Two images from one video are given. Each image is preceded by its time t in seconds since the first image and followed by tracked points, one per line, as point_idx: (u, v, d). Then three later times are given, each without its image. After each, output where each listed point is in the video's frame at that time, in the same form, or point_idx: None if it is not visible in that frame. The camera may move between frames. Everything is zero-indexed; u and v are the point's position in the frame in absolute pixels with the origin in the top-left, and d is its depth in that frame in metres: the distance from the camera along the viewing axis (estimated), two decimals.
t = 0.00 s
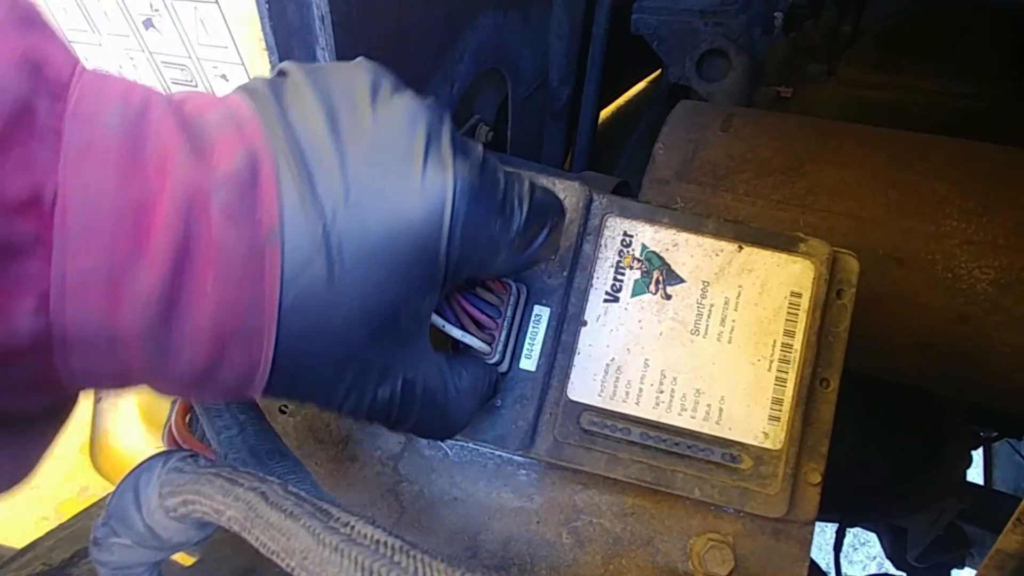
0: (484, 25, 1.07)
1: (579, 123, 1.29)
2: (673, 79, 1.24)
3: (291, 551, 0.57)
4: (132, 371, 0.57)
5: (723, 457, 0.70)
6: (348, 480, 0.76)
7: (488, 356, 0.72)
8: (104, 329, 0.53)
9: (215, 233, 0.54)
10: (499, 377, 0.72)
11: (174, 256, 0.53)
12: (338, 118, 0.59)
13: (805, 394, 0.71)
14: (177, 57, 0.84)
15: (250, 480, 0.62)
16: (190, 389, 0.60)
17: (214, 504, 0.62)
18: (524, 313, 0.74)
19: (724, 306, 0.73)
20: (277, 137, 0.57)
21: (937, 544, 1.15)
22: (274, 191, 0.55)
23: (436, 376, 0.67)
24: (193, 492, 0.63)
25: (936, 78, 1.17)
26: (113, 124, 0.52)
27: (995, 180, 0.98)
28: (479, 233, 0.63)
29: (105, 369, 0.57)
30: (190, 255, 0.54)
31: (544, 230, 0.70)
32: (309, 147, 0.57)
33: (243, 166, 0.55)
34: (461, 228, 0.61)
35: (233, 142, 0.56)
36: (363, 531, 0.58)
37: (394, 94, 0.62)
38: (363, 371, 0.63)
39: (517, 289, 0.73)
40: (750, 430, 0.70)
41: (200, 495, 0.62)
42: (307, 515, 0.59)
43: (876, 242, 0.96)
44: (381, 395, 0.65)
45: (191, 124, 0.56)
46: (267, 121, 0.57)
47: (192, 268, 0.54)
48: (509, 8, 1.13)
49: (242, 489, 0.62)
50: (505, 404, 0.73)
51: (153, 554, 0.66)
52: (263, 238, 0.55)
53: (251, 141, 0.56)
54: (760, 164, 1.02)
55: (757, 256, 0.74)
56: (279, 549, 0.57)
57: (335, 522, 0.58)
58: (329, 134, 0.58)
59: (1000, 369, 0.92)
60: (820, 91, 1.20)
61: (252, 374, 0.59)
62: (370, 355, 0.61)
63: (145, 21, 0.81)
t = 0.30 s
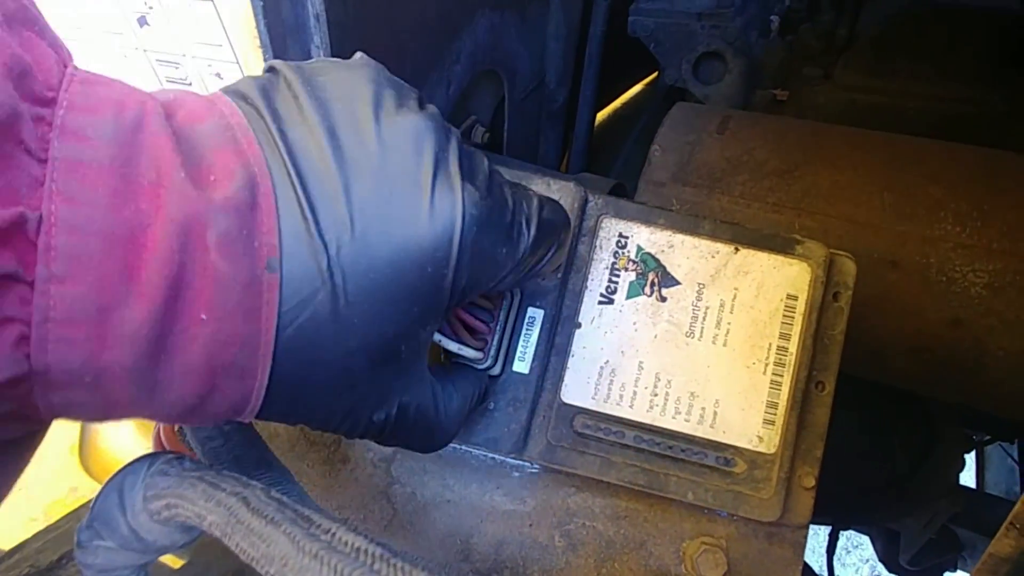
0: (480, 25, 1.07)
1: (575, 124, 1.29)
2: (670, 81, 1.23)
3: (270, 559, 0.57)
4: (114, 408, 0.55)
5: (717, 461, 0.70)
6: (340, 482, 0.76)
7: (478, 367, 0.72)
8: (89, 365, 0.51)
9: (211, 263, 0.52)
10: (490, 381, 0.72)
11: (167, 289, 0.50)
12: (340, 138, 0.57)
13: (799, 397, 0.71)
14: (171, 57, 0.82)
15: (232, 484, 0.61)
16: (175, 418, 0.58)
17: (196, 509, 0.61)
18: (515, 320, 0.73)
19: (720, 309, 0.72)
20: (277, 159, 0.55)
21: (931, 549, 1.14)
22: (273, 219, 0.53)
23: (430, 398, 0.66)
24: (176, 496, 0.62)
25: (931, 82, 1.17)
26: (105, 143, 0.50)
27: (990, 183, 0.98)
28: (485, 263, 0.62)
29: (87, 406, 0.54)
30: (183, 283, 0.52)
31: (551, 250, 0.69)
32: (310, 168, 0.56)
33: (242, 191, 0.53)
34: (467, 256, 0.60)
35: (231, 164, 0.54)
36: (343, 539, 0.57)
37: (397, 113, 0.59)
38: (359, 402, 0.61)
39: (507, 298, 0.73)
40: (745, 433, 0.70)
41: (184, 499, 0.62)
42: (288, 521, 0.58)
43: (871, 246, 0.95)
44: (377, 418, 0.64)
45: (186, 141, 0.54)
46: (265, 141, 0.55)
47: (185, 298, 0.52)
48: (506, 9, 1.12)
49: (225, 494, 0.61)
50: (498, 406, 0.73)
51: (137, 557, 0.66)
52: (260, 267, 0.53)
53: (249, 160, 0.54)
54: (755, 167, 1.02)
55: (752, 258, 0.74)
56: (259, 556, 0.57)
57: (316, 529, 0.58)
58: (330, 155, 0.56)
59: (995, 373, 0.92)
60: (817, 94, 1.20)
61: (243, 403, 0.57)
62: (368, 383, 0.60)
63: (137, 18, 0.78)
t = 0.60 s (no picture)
0: (477, 23, 1.05)
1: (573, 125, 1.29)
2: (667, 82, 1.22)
3: (251, 564, 0.55)
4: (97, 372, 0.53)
5: (715, 465, 0.69)
6: (330, 485, 0.74)
7: (473, 364, 0.70)
8: (72, 317, 0.49)
9: (202, 215, 0.50)
10: (484, 381, 0.71)
11: (156, 236, 0.49)
12: (336, 104, 0.57)
13: (799, 400, 0.70)
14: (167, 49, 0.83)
15: (214, 486, 0.59)
16: (160, 395, 0.56)
17: (176, 510, 0.59)
18: (511, 317, 0.72)
19: (719, 310, 0.71)
20: (272, 120, 0.54)
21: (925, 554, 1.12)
22: (268, 174, 0.52)
23: (428, 385, 0.65)
24: (155, 498, 0.60)
25: (930, 86, 1.17)
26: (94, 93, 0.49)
27: (990, 187, 0.97)
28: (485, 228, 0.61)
29: (69, 367, 0.52)
30: (173, 235, 0.50)
31: (549, 224, 0.70)
32: (307, 131, 0.55)
33: (235, 146, 0.52)
34: (467, 220, 0.59)
35: (223, 122, 0.53)
36: (329, 545, 0.56)
37: (392, 79, 0.60)
38: (354, 379, 0.60)
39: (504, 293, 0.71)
40: (743, 436, 0.69)
41: (164, 501, 0.60)
42: (271, 525, 0.56)
43: (871, 248, 0.95)
44: (373, 402, 0.63)
45: (178, 101, 0.53)
46: (260, 102, 0.55)
47: (174, 254, 0.51)
48: (504, 8, 1.11)
49: (206, 496, 0.59)
50: (493, 407, 0.71)
51: (116, 559, 0.64)
52: (254, 223, 0.52)
53: (243, 119, 0.54)
54: (754, 169, 1.01)
55: (752, 259, 0.73)
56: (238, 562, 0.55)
57: (301, 534, 0.56)
58: (328, 118, 0.56)
59: (995, 378, 0.91)
60: (815, 97, 1.19)
61: (232, 378, 0.55)
62: (365, 359, 0.59)
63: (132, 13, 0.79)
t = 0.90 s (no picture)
0: (474, 23, 1.06)
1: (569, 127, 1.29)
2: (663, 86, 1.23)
3: (236, 533, 0.56)
4: (86, 298, 0.53)
5: (707, 460, 0.69)
6: (321, 479, 0.74)
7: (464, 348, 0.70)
8: (64, 239, 0.50)
9: (197, 148, 0.52)
10: (476, 370, 0.70)
11: (149, 162, 0.51)
12: (327, 63, 0.60)
13: (792, 396, 0.70)
14: None
15: (199, 458, 0.60)
16: (147, 330, 0.58)
17: (159, 485, 0.59)
18: (502, 311, 0.72)
19: (711, 304, 0.71)
20: (269, 75, 0.58)
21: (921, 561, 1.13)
22: (260, 117, 0.55)
23: (415, 349, 0.65)
24: (139, 474, 0.60)
25: (924, 90, 1.17)
26: (96, 29, 0.50)
27: (983, 189, 0.98)
28: (470, 183, 0.63)
29: (56, 294, 0.53)
30: (166, 167, 0.52)
31: (536, 188, 0.69)
32: (301, 84, 0.58)
33: (229, 90, 0.55)
34: (452, 171, 0.61)
35: (220, 70, 0.56)
36: (316, 513, 0.58)
37: (384, 45, 0.64)
38: (338, 328, 0.61)
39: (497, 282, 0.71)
40: (736, 431, 0.69)
41: (147, 477, 0.60)
42: (257, 494, 0.58)
43: (863, 247, 0.95)
44: (355, 364, 0.63)
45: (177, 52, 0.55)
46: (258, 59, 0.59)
47: (167, 183, 0.52)
48: (501, 8, 1.11)
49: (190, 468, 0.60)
50: (484, 400, 0.71)
51: (99, 542, 0.63)
52: (245, 160, 0.54)
53: (240, 70, 0.57)
54: (748, 169, 1.01)
55: (745, 255, 0.73)
56: (224, 531, 0.56)
57: (287, 503, 0.58)
58: (321, 74, 0.59)
59: (988, 378, 0.91)
60: (809, 102, 1.20)
61: (220, 318, 0.57)
62: (352, 307, 0.60)
63: None
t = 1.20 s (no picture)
0: (476, 28, 1.06)
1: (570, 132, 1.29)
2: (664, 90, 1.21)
3: (229, 536, 0.56)
4: (71, 312, 0.53)
5: (705, 465, 0.68)
6: (318, 480, 0.73)
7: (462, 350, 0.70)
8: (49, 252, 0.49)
9: (184, 159, 0.51)
10: (474, 374, 0.71)
11: (135, 179, 0.49)
12: (319, 67, 0.57)
13: (790, 402, 0.70)
14: None
15: (192, 460, 0.60)
16: (138, 341, 0.56)
17: (154, 486, 0.59)
18: (500, 315, 0.72)
19: (711, 310, 0.71)
20: (256, 74, 0.55)
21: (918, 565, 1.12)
22: (251, 125, 0.53)
23: (412, 354, 0.65)
24: (133, 475, 0.60)
25: (924, 98, 1.17)
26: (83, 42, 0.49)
27: (983, 197, 0.98)
28: (468, 187, 0.61)
29: (43, 306, 0.52)
30: (154, 180, 0.50)
31: (530, 195, 0.67)
32: (289, 85, 0.56)
33: (218, 97, 0.52)
34: (450, 182, 0.59)
35: (209, 76, 0.53)
36: (309, 517, 0.57)
37: (377, 48, 0.61)
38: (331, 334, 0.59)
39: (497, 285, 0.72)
40: (734, 437, 0.69)
41: (143, 478, 0.60)
42: (249, 497, 0.58)
43: (862, 254, 0.95)
44: (352, 370, 0.62)
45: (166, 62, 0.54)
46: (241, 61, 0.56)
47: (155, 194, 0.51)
48: (503, 13, 1.12)
49: (183, 470, 0.59)
50: (483, 403, 0.71)
51: (92, 545, 0.63)
52: (235, 172, 0.52)
53: (228, 75, 0.54)
54: (748, 175, 1.02)
55: (745, 261, 0.73)
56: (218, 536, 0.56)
57: (281, 506, 0.57)
58: (309, 77, 0.56)
59: (987, 386, 0.91)
60: (811, 108, 1.20)
61: (212, 326, 0.55)
62: (347, 316, 0.59)
63: None
